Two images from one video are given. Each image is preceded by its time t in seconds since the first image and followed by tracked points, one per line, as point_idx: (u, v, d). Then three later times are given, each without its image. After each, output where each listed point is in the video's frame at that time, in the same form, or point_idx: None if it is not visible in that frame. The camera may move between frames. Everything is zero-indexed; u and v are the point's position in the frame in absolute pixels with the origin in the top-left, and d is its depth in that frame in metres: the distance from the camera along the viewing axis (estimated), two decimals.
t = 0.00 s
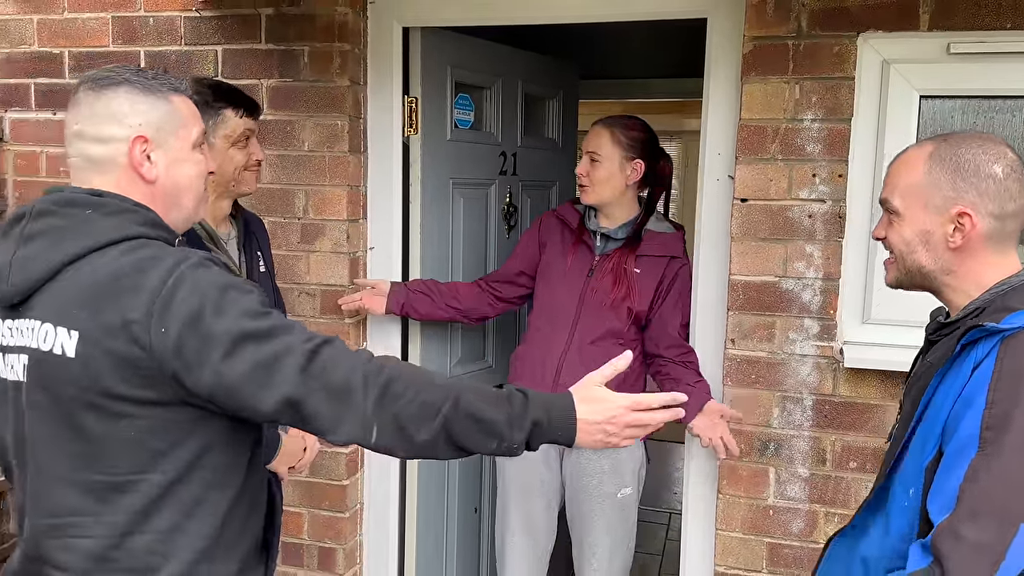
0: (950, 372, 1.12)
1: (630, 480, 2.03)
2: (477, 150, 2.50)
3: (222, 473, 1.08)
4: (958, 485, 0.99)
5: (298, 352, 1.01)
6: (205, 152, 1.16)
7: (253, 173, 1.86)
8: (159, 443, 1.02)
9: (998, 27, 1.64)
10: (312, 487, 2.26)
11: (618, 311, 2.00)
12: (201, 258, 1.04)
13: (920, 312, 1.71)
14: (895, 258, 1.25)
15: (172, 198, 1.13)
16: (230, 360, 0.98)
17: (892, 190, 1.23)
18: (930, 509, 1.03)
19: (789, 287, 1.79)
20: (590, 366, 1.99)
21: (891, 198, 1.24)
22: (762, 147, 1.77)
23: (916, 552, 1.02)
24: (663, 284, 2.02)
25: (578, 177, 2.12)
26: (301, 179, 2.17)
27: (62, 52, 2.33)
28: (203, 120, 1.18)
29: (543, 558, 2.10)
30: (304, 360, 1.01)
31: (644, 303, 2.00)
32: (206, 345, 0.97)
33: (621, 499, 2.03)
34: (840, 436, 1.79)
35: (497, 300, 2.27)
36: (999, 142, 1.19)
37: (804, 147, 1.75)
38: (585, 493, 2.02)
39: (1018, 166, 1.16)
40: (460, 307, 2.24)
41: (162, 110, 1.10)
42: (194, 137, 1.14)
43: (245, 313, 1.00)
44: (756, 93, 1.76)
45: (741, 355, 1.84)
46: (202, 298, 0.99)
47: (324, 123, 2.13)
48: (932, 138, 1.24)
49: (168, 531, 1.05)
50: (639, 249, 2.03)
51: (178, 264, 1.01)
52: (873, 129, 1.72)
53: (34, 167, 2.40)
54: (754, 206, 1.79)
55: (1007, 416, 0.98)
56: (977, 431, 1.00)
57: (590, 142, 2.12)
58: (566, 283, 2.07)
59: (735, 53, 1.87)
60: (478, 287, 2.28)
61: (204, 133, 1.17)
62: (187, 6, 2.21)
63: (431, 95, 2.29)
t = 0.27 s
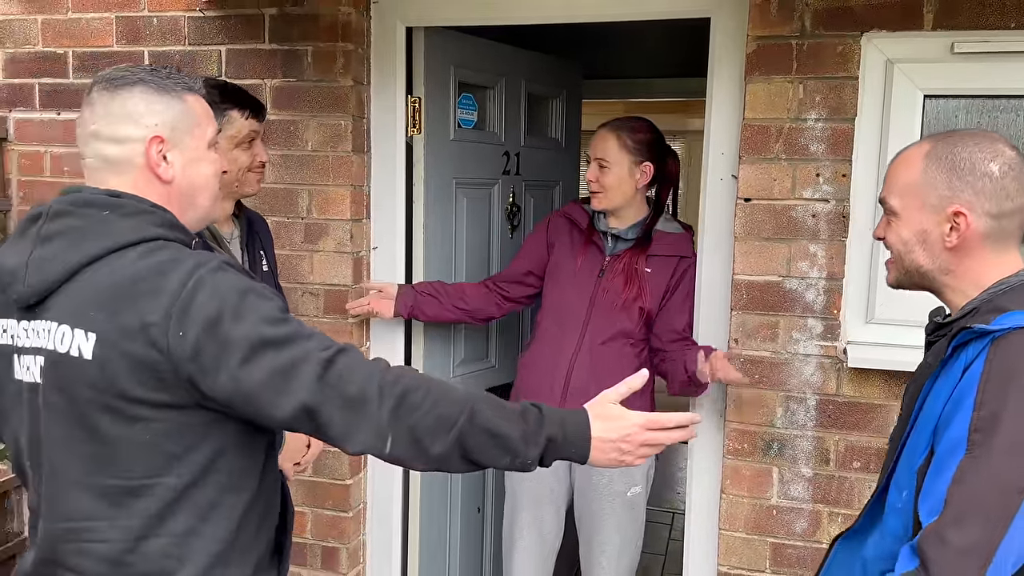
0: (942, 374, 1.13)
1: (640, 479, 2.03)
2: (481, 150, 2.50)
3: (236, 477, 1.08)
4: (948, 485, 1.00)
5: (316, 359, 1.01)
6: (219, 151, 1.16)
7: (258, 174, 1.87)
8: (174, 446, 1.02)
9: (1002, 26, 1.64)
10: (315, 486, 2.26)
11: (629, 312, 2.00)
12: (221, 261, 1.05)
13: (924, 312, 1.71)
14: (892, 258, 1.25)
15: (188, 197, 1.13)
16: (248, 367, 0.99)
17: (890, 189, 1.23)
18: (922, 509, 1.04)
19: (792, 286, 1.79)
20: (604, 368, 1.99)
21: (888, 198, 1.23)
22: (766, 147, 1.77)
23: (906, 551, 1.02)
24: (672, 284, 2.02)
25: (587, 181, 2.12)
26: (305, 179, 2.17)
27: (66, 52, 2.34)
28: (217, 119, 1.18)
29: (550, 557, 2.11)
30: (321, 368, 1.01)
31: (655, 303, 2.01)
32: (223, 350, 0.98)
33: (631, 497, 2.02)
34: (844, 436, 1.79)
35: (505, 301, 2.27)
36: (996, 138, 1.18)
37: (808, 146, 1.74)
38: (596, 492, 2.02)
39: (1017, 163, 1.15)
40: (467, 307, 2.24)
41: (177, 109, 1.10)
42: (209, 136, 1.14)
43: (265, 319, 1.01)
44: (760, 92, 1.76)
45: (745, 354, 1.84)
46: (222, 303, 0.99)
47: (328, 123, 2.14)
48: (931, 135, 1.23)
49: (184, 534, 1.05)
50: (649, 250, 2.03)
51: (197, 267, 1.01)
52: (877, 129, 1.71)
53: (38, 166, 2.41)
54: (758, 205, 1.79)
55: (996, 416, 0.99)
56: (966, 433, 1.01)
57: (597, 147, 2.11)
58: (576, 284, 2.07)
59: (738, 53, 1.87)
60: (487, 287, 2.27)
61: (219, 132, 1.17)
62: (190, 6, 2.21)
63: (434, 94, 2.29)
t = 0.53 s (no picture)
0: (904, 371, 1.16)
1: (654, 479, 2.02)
2: (482, 150, 2.50)
3: (239, 479, 1.08)
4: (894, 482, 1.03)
5: (317, 367, 1.01)
6: (224, 151, 1.17)
7: (257, 175, 1.86)
8: (175, 448, 1.02)
9: (1005, 25, 1.63)
10: (317, 486, 2.27)
11: (644, 313, 2.01)
12: (226, 266, 1.05)
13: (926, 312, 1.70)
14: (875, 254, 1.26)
15: (194, 198, 1.13)
16: (248, 373, 0.98)
17: (874, 184, 1.23)
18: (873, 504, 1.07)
19: (794, 286, 1.79)
20: (618, 368, 2.01)
21: (872, 194, 1.24)
22: (768, 146, 1.77)
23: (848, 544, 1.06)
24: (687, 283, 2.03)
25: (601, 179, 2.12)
26: (306, 178, 2.18)
27: (68, 52, 2.34)
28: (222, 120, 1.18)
29: (560, 557, 2.11)
30: (321, 377, 1.01)
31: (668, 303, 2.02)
32: (225, 355, 0.98)
33: (644, 497, 2.02)
34: (845, 436, 1.79)
35: (515, 299, 2.30)
36: (977, 134, 1.17)
37: (810, 146, 1.74)
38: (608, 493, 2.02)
39: (999, 162, 1.14)
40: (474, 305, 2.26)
41: (183, 110, 1.10)
42: (214, 137, 1.14)
43: (267, 326, 1.01)
44: (761, 92, 1.76)
45: (747, 354, 1.84)
46: (226, 307, 0.99)
47: (330, 123, 2.14)
48: (919, 130, 1.23)
49: (185, 535, 1.05)
50: (664, 251, 2.03)
51: (202, 270, 1.01)
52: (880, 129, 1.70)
53: (40, 166, 2.41)
54: (760, 205, 1.78)
55: (943, 416, 1.01)
56: (916, 430, 1.04)
57: (612, 145, 2.11)
58: (590, 285, 2.08)
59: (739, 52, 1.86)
60: (495, 283, 2.29)
61: (224, 133, 1.17)
62: (192, 6, 2.21)
63: (435, 94, 2.29)
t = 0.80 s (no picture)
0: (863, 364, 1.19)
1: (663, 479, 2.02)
2: (483, 149, 2.50)
3: (231, 478, 1.08)
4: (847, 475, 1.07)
5: (307, 370, 1.00)
6: (220, 151, 1.17)
7: (256, 177, 1.86)
8: (165, 448, 1.02)
9: (1007, 24, 1.62)
10: (317, 486, 2.26)
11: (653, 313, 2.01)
12: (219, 267, 1.04)
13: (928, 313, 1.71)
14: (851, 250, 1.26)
15: (189, 198, 1.13)
16: (237, 375, 0.98)
17: (851, 179, 1.23)
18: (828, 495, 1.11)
19: (796, 286, 1.78)
20: (627, 368, 2.01)
21: (849, 187, 1.24)
22: (769, 145, 1.76)
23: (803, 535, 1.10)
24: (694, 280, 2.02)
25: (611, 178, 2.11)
26: (307, 178, 2.17)
27: (69, 51, 2.34)
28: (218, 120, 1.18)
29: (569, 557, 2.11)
30: (311, 381, 1.00)
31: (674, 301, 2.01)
32: (214, 357, 0.98)
33: (653, 497, 2.02)
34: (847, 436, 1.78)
35: (520, 298, 2.29)
36: (955, 131, 1.16)
37: (811, 145, 1.74)
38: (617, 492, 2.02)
39: (975, 161, 1.13)
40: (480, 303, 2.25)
41: (179, 109, 1.10)
42: (210, 137, 1.14)
43: (258, 328, 1.00)
44: (763, 91, 1.76)
45: (748, 354, 1.83)
46: (216, 308, 0.99)
47: (331, 122, 2.14)
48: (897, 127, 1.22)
49: (176, 535, 1.05)
50: (671, 249, 2.03)
51: (194, 271, 1.01)
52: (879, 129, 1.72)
53: (41, 165, 2.41)
54: (761, 204, 1.78)
55: (897, 413, 1.03)
56: (870, 425, 1.07)
57: (624, 143, 2.10)
58: (598, 285, 2.08)
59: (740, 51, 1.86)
60: (501, 282, 2.29)
61: (220, 133, 1.17)
62: (193, 6, 2.21)
63: (436, 93, 2.29)
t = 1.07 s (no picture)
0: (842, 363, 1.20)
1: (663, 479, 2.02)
2: (483, 149, 2.49)
3: (214, 477, 1.08)
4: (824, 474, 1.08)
5: (289, 375, 1.00)
6: (212, 151, 1.16)
7: (257, 176, 1.85)
8: (147, 447, 1.02)
9: (1008, 23, 1.62)
10: (317, 486, 2.26)
11: (653, 313, 2.01)
12: (205, 268, 1.04)
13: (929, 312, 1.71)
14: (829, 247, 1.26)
15: (177, 199, 1.13)
16: (218, 377, 0.97)
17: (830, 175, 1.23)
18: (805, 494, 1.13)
19: (796, 286, 1.78)
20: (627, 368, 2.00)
21: (828, 184, 1.23)
22: (770, 144, 1.76)
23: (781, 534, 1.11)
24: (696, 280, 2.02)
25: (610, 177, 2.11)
26: (307, 177, 2.17)
27: (70, 51, 2.34)
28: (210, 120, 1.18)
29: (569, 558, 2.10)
30: (292, 385, 0.99)
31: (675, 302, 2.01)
32: (196, 358, 0.97)
33: (654, 497, 2.02)
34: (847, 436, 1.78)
35: (520, 297, 2.29)
36: (934, 130, 1.16)
37: (812, 144, 1.73)
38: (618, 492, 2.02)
39: (951, 161, 1.14)
40: (479, 302, 2.25)
41: (169, 110, 1.10)
42: (201, 137, 1.14)
43: (241, 330, 0.99)
44: (763, 90, 1.75)
45: (748, 353, 1.83)
46: (199, 310, 0.98)
47: (331, 121, 2.13)
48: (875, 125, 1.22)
49: (158, 534, 1.05)
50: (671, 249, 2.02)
51: (178, 272, 1.00)
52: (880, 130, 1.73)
53: (42, 164, 2.41)
54: (761, 204, 1.78)
55: (873, 410, 1.04)
56: (846, 423, 1.08)
57: (622, 142, 2.10)
58: (598, 285, 2.08)
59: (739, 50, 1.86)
60: (500, 281, 2.28)
61: (212, 133, 1.17)
62: (193, 5, 2.21)
63: (436, 92, 2.28)
